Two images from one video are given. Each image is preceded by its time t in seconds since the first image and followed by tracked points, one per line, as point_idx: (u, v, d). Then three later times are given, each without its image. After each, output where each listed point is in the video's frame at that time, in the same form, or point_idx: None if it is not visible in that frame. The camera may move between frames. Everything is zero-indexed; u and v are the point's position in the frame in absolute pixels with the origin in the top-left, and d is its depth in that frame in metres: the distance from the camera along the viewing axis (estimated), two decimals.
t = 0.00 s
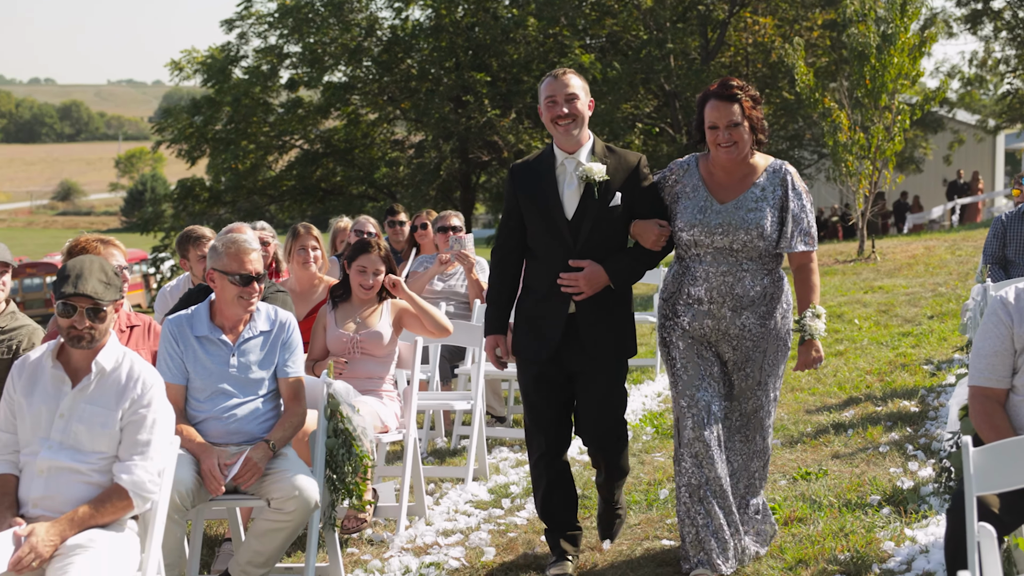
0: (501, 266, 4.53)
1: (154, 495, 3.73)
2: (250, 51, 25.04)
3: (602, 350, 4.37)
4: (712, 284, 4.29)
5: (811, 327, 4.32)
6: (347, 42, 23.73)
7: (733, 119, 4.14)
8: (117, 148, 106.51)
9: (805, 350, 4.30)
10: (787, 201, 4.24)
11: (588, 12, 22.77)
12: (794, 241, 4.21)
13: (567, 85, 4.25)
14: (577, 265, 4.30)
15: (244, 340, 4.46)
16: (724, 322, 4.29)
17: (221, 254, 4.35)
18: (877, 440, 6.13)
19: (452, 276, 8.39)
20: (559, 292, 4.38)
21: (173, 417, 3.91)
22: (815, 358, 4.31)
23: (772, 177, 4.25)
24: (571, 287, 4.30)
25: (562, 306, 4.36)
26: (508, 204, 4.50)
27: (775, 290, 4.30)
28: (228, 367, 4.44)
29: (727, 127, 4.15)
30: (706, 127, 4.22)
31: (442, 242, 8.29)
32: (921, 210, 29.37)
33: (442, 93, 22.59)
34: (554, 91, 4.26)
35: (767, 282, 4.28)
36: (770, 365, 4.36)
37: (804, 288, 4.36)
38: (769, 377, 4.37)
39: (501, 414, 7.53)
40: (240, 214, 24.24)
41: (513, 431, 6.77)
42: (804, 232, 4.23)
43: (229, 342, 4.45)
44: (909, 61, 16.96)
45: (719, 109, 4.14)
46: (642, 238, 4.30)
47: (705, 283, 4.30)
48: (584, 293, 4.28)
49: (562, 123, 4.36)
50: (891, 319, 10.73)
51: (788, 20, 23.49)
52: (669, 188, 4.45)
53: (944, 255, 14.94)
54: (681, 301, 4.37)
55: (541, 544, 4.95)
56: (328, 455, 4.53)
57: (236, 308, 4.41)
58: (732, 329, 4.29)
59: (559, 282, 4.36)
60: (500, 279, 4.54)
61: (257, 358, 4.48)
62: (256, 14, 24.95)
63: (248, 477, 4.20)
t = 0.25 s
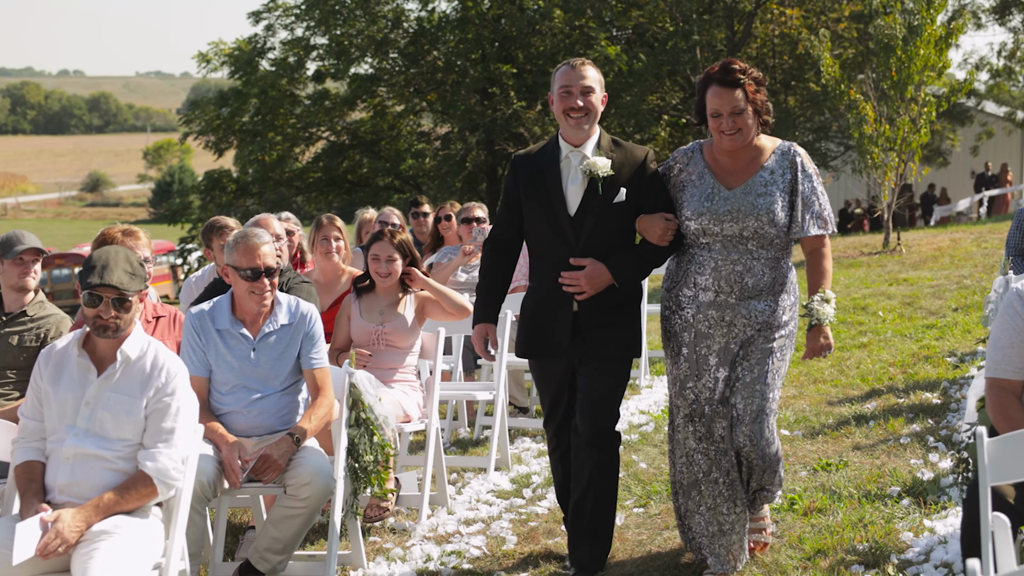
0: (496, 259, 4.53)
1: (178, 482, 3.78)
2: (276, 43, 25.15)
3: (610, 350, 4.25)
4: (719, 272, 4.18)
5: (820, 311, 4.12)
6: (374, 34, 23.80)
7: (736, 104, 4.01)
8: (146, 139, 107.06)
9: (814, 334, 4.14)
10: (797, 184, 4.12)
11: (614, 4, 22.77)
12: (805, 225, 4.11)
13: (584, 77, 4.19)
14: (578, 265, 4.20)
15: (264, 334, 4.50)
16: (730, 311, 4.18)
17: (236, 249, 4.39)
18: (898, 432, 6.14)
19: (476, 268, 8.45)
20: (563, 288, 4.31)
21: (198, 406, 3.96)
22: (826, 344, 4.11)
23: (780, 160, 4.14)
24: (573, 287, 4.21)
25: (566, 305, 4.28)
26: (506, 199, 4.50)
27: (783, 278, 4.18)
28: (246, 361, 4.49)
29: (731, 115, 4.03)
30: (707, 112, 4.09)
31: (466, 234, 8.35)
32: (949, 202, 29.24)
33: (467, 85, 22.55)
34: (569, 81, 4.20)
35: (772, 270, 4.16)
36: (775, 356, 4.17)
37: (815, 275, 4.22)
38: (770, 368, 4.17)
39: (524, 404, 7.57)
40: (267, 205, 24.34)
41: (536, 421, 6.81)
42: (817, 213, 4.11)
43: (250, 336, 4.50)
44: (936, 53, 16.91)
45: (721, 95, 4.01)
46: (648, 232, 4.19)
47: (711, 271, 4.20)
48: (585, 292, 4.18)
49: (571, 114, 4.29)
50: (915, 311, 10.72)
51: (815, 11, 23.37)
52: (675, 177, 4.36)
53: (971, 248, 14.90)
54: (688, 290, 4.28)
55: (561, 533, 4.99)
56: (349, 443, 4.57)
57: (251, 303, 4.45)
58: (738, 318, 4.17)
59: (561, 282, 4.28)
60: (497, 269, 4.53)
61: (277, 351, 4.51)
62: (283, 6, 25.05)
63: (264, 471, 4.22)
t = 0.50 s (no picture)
0: (506, 267, 4.19)
1: (204, 473, 3.83)
2: (302, 38, 25.16)
3: (618, 366, 3.97)
4: (732, 281, 3.99)
5: (850, 313, 3.96)
6: (399, 29, 24.00)
7: (746, 114, 3.76)
8: (173, 133, 107.57)
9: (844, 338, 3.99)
10: (813, 184, 3.93)
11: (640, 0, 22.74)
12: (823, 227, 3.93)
13: (600, 78, 3.90)
14: (589, 271, 3.94)
15: (286, 333, 4.53)
16: (744, 320, 3.99)
17: (254, 248, 4.41)
18: (921, 427, 6.13)
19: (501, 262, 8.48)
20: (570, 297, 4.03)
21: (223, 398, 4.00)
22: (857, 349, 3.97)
23: (794, 160, 3.93)
24: (583, 296, 3.95)
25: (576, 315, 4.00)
26: (510, 204, 4.18)
27: (800, 282, 3.98)
28: (269, 361, 4.54)
29: (739, 123, 3.80)
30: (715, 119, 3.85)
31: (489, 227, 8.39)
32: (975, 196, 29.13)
33: (493, 79, 22.41)
34: (583, 82, 3.90)
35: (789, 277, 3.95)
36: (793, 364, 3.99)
37: (833, 274, 4.06)
38: (789, 374, 3.98)
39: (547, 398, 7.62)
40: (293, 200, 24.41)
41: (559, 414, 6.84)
42: (832, 214, 3.94)
43: (273, 336, 4.54)
44: (962, 47, 16.87)
45: (730, 103, 3.75)
46: (660, 240, 4.00)
47: (724, 279, 4.01)
48: (597, 302, 3.92)
49: (579, 116, 4.00)
50: (940, 306, 10.69)
51: (841, 5, 23.51)
52: (683, 179, 4.14)
53: (996, 243, 14.85)
54: (699, 300, 4.10)
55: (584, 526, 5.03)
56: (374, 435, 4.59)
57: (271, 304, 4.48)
58: (754, 327, 3.98)
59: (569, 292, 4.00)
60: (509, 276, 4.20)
61: (300, 352, 4.54)
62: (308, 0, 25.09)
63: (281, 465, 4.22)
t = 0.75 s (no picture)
0: (503, 268, 3.89)
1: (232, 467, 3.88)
2: (329, 33, 25.26)
3: (609, 367, 3.68)
4: (748, 287, 3.66)
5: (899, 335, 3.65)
6: (425, 25, 23.79)
7: (768, 114, 3.47)
8: (200, 129, 108.06)
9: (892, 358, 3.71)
10: (836, 191, 3.61)
11: None
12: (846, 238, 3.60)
13: (600, 66, 3.60)
14: (587, 269, 3.64)
15: (314, 328, 4.56)
16: (762, 331, 3.66)
17: (279, 243, 4.41)
18: (947, 424, 6.12)
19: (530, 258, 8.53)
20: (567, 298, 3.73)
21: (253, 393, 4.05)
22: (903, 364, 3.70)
23: (816, 165, 3.61)
24: (581, 295, 3.64)
25: (572, 316, 3.70)
26: (512, 197, 3.87)
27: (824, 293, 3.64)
28: (298, 355, 4.58)
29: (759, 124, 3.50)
30: (734, 117, 3.56)
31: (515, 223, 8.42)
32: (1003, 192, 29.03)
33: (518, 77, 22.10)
34: (580, 70, 3.61)
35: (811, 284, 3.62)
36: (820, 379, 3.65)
37: (864, 291, 3.69)
38: (812, 392, 3.65)
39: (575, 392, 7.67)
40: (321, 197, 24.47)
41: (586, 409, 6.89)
42: (856, 222, 3.61)
43: (300, 330, 4.57)
44: (991, 42, 16.79)
45: (751, 101, 3.46)
46: (664, 240, 3.67)
47: (739, 287, 3.68)
48: (594, 302, 3.62)
49: (579, 110, 3.71)
50: (968, 303, 10.67)
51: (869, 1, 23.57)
52: (695, 181, 3.82)
53: None
54: (714, 312, 3.76)
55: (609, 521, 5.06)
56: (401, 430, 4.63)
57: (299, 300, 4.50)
58: (773, 339, 3.65)
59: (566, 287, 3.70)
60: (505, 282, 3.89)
61: (329, 346, 4.57)
62: None
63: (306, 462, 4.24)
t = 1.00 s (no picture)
0: (496, 289, 3.67)
1: (267, 459, 3.99)
2: (359, 35, 25.43)
3: (612, 386, 3.48)
4: (757, 296, 3.54)
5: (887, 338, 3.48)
6: (453, 26, 24.25)
7: (775, 103, 3.35)
8: (229, 129, 108.49)
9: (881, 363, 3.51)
10: (843, 189, 3.49)
11: None
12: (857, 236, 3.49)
13: (581, 79, 3.37)
14: (590, 289, 3.41)
15: (347, 319, 4.69)
16: (774, 339, 3.55)
17: (319, 234, 4.59)
18: (965, 419, 6.21)
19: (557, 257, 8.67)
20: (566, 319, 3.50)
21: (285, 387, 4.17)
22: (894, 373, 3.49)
23: (822, 162, 3.50)
24: (584, 316, 3.43)
25: (572, 337, 3.48)
26: (502, 218, 3.65)
27: (833, 297, 3.53)
28: (330, 345, 4.69)
29: (765, 115, 3.37)
30: (739, 109, 3.44)
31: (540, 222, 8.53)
32: None
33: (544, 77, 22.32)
34: (558, 84, 3.38)
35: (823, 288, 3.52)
36: (830, 385, 3.58)
37: (867, 290, 3.56)
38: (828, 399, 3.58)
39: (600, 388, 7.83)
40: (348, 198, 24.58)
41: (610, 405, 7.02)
42: (865, 221, 3.51)
43: (333, 321, 4.69)
44: (1010, 44, 16.73)
45: (758, 90, 3.35)
46: (664, 252, 3.42)
47: (749, 294, 3.55)
48: (600, 322, 3.40)
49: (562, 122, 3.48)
50: (986, 301, 10.72)
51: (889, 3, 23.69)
52: (698, 189, 3.65)
53: None
54: (722, 318, 3.63)
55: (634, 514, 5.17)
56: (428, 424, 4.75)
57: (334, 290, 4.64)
58: (785, 347, 3.55)
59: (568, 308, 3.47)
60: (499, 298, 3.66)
61: (361, 336, 4.69)
62: None
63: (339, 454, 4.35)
